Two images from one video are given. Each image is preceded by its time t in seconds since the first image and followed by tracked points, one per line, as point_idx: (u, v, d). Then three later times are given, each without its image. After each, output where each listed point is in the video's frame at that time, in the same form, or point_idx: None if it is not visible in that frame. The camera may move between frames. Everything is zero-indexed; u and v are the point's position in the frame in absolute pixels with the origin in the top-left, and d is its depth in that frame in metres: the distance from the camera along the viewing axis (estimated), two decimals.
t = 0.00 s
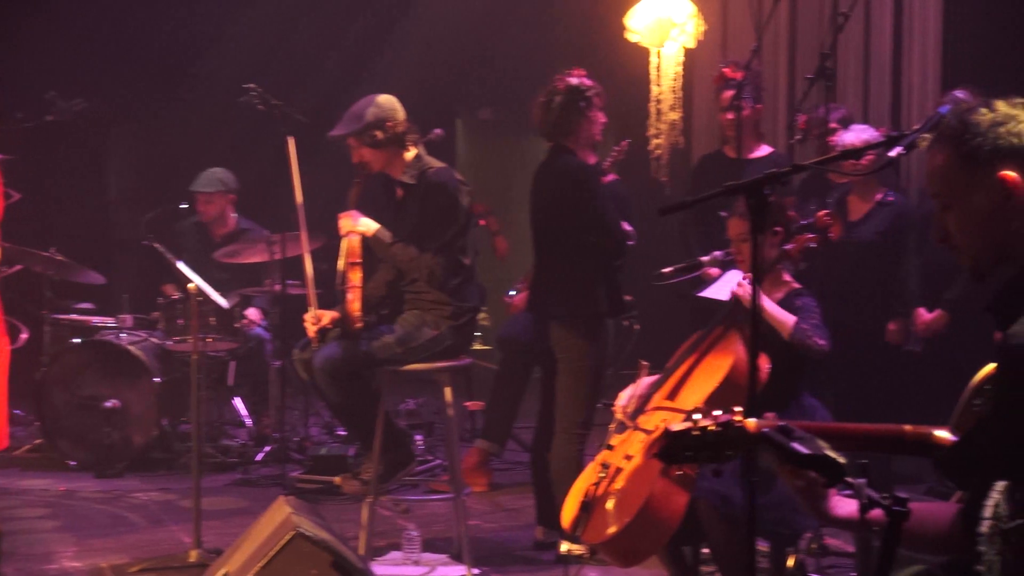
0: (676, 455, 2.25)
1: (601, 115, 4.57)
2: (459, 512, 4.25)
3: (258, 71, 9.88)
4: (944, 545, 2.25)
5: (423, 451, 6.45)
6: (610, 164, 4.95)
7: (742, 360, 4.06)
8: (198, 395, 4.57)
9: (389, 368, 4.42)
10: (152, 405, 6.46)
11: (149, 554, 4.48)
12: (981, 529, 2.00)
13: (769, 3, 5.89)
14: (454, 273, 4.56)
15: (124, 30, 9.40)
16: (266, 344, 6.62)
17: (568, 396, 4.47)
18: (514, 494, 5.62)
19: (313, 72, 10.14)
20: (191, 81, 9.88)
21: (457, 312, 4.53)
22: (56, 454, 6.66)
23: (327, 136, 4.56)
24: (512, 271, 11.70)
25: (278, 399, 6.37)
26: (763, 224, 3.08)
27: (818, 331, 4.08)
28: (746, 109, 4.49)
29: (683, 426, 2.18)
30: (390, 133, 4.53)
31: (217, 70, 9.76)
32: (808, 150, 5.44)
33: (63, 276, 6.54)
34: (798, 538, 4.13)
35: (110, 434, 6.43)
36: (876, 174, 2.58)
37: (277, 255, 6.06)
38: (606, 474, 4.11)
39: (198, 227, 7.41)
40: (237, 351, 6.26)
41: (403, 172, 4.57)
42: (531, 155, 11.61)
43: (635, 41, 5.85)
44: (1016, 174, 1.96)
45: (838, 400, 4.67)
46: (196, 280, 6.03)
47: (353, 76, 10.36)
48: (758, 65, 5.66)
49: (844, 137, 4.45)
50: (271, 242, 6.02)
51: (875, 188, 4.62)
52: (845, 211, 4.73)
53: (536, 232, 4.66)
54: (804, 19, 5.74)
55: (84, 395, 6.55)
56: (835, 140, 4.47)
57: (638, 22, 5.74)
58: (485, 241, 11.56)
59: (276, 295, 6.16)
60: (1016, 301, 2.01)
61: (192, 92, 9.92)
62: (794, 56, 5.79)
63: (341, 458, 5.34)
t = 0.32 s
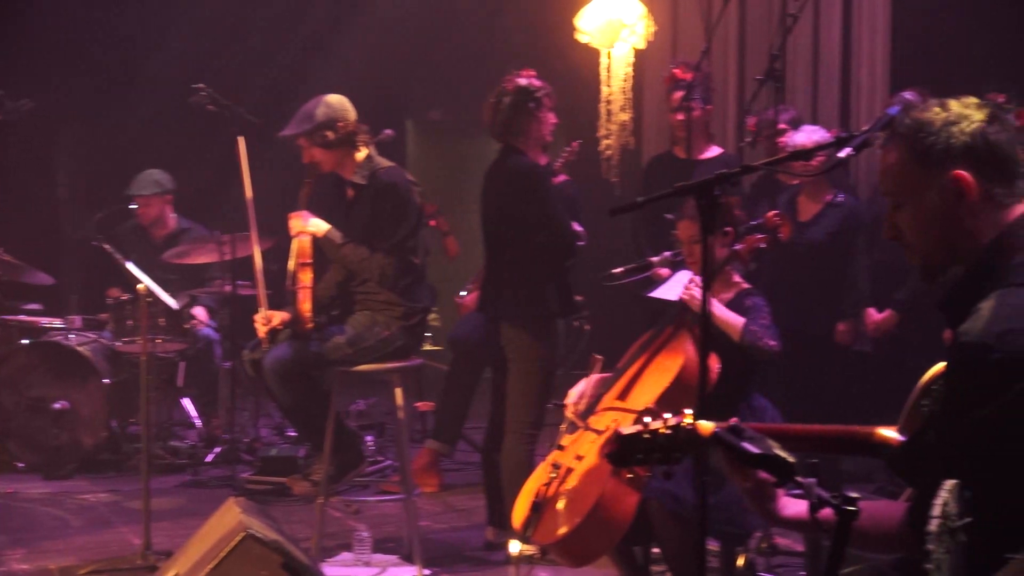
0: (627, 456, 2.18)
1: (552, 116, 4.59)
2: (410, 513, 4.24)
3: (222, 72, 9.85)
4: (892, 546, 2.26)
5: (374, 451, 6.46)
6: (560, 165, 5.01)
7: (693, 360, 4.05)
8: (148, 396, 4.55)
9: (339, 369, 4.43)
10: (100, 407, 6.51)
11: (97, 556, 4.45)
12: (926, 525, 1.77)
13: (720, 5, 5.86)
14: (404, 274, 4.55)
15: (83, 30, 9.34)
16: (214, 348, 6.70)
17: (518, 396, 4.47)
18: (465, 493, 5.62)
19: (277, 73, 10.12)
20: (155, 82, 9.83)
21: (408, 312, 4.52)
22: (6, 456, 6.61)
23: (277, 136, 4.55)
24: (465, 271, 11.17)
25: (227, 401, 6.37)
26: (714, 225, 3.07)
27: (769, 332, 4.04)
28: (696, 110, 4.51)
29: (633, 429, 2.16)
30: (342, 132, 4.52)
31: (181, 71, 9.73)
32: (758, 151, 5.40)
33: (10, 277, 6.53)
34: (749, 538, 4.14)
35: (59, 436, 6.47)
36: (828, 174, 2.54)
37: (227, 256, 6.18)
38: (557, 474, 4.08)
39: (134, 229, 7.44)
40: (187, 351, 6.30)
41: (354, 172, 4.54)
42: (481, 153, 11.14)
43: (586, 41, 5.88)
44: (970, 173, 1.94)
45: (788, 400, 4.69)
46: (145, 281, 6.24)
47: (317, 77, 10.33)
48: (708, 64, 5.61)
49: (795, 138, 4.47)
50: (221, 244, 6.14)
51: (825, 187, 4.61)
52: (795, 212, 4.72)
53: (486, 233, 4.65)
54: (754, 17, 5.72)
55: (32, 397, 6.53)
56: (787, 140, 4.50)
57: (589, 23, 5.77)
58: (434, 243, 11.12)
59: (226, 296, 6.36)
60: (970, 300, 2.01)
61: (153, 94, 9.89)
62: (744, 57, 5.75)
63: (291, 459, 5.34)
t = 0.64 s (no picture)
0: (578, 458, 2.32)
1: (506, 118, 4.61)
2: (364, 516, 4.23)
3: (189, 74, 9.85)
4: (854, 544, 2.35)
5: (330, 453, 6.47)
6: (515, 166, 5.08)
7: (648, 362, 3.96)
8: (101, 398, 4.50)
9: (294, 371, 4.39)
10: (53, 408, 6.50)
11: (50, 559, 4.43)
12: (882, 526, 2.03)
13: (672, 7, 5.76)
14: (359, 275, 4.55)
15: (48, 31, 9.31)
16: (166, 351, 6.76)
17: (474, 397, 4.47)
18: (419, 495, 5.62)
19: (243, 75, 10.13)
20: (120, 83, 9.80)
21: (363, 314, 4.53)
22: None
23: (230, 137, 4.53)
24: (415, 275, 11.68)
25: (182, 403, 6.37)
26: (668, 225, 3.05)
27: (723, 336, 3.90)
28: (649, 112, 4.54)
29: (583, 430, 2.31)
30: (296, 133, 4.52)
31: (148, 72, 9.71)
32: (711, 155, 5.40)
33: None
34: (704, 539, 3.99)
35: (12, 439, 6.44)
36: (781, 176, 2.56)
37: (181, 258, 6.19)
38: (512, 475, 4.03)
39: (85, 233, 7.50)
40: (140, 353, 6.31)
41: (308, 174, 4.52)
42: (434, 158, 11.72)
43: (540, 42, 5.87)
44: (929, 172, 1.99)
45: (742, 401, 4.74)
46: (99, 282, 6.10)
47: (285, 78, 10.33)
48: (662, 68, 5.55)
49: (750, 140, 4.47)
50: (175, 245, 6.16)
51: (778, 191, 4.66)
52: (749, 214, 4.77)
53: (443, 234, 4.65)
54: (707, 18, 5.61)
55: None
56: (741, 142, 4.49)
57: (544, 26, 5.76)
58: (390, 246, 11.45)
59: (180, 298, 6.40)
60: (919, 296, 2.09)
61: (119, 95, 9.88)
62: (696, 62, 5.71)
63: (246, 462, 5.37)
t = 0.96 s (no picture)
0: (541, 464, 2.22)
1: (465, 121, 4.64)
2: (327, 518, 4.23)
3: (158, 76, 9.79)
4: (818, 544, 2.33)
5: (293, 456, 6.49)
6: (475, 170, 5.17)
7: (610, 365, 3.94)
8: (61, 402, 4.47)
9: (254, 375, 4.38)
10: (14, 412, 6.48)
11: (9, 563, 4.41)
12: (842, 528, 1.91)
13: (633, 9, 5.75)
14: (320, 279, 4.57)
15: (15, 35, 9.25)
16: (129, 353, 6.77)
17: (435, 400, 4.46)
18: (382, 498, 5.63)
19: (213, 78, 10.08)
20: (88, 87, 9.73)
21: (324, 318, 4.53)
22: None
23: (191, 140, 4.53)
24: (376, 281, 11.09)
25: (144, 406, 6.36)
26: (629, 228, 2.92)
27: (685, 338, 3.81)
28: (610, 115, 4.61)
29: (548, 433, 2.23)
30: (256, 137, 4.52)
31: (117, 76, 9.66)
32: (674, 158, 5.35)
33: None
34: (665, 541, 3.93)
35: None
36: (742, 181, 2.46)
37: (141, 262, 6.24)
38: (474, 478, 4.03)
39: (51, 236, 7.47)
40: (101, 357, 6.29)
41: (269, 177, 4.54)
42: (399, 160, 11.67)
43: (500, 46, 5.87)
44: (886, 174, 2.03)
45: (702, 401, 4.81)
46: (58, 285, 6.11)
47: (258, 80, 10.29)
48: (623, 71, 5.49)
49: (709, 144, 4.63)
50: (134, 249, 6.21)
51: (737, 194, 4.73)
52: (708, 216, 4.83)
53: (403, 237, 4.65)
54: (666, 23, 5.59)
55: None
56: (701, 145, 4.66)
57: (505, 30, 5.78)
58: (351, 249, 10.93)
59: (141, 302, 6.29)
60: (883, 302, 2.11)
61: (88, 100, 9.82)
62: (658, 62, 5.65)
63: (208, 466, 5.41)
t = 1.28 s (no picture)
0: (544, 465, 2.22)
1: (465, 121, 4.68)
2: (327, 519, 4.24)
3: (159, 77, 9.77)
4: (817, 541, 2.32)
5: (293, 456, 6.50)
6: (475, 170, 5.18)
7: (611, 366, 3.96)
8: (61, 403, 4.47)
9: (256, 374, 4.38)
10: (15, 414, 6.48)
11: (10, 565, 4.40)
12: (845, 528, 1.87)
13: (633, 9, 5.74)
14: (322, 279, 4.56)
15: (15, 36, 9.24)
16: (130, 353, 6.78)
17: (436, 400, 4.47)
18: (383, 499, 5.64)
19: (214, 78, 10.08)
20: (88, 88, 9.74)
21: (325, 318, 4.55)
22: None
23: (192, 141, 4.53)
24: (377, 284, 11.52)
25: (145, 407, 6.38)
26: (630, 228, 2.89)
27: (686, 338, 3.80)
28: (610, 116, 4.64)
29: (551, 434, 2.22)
30: (257, 138, 4.53)
31: (118, 77, 9.66)
32: (673, 159, 5.34)
33: None
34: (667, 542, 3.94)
35: None
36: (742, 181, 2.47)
37: (142, 262, 6.26)
38: (476, 479, 4.04)
39: (54, 237, 7.47)
40: (103, 358, 6.31)
41: (269, 177, 4.57)
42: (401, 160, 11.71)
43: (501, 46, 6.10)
44: (883, 175, 2.05)
45: (701, 401, 4.81)
46: (59, 286, 6.12)
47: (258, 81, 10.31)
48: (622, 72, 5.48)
49: (710, 144, 4.70)
50: (136, 250, 6.23)
51: (737, 194, 4.74)
52: (709, 216, 4.85)
53: (404, 238, 4.66)
54: (666, 24, 5.57)
55: None
56: (701, 145, 4.75)
57: (506, 31, 5.99)
58: (352, 249, 11.44)
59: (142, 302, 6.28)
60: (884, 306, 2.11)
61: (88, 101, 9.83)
62: (657, 65, 5.62)
63: (208, 467, 5.42)
